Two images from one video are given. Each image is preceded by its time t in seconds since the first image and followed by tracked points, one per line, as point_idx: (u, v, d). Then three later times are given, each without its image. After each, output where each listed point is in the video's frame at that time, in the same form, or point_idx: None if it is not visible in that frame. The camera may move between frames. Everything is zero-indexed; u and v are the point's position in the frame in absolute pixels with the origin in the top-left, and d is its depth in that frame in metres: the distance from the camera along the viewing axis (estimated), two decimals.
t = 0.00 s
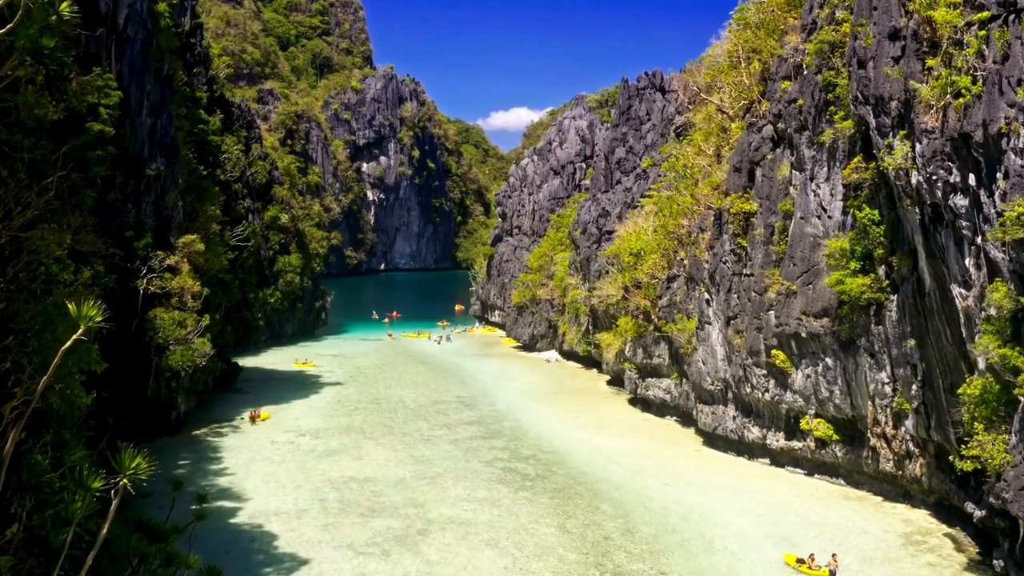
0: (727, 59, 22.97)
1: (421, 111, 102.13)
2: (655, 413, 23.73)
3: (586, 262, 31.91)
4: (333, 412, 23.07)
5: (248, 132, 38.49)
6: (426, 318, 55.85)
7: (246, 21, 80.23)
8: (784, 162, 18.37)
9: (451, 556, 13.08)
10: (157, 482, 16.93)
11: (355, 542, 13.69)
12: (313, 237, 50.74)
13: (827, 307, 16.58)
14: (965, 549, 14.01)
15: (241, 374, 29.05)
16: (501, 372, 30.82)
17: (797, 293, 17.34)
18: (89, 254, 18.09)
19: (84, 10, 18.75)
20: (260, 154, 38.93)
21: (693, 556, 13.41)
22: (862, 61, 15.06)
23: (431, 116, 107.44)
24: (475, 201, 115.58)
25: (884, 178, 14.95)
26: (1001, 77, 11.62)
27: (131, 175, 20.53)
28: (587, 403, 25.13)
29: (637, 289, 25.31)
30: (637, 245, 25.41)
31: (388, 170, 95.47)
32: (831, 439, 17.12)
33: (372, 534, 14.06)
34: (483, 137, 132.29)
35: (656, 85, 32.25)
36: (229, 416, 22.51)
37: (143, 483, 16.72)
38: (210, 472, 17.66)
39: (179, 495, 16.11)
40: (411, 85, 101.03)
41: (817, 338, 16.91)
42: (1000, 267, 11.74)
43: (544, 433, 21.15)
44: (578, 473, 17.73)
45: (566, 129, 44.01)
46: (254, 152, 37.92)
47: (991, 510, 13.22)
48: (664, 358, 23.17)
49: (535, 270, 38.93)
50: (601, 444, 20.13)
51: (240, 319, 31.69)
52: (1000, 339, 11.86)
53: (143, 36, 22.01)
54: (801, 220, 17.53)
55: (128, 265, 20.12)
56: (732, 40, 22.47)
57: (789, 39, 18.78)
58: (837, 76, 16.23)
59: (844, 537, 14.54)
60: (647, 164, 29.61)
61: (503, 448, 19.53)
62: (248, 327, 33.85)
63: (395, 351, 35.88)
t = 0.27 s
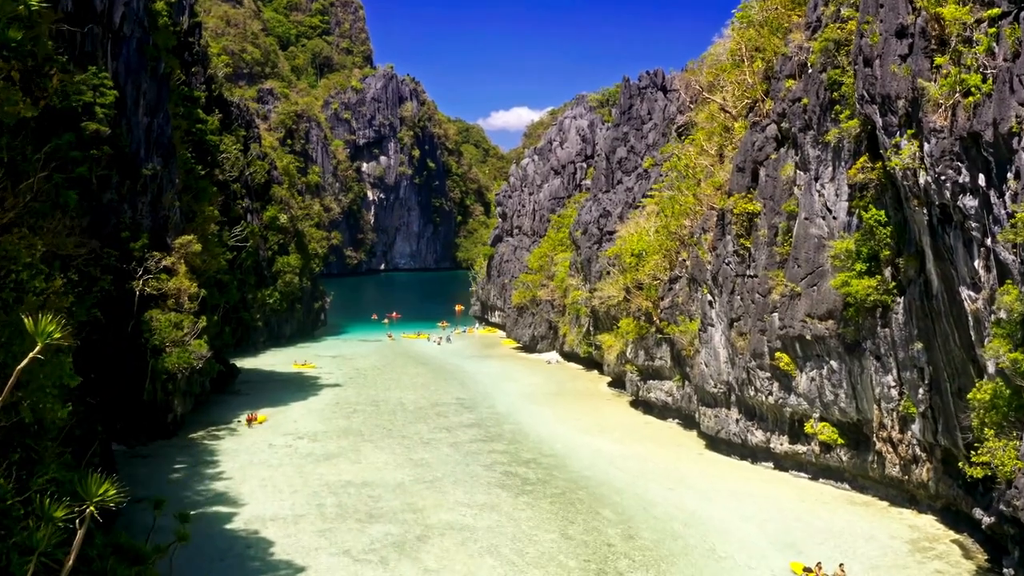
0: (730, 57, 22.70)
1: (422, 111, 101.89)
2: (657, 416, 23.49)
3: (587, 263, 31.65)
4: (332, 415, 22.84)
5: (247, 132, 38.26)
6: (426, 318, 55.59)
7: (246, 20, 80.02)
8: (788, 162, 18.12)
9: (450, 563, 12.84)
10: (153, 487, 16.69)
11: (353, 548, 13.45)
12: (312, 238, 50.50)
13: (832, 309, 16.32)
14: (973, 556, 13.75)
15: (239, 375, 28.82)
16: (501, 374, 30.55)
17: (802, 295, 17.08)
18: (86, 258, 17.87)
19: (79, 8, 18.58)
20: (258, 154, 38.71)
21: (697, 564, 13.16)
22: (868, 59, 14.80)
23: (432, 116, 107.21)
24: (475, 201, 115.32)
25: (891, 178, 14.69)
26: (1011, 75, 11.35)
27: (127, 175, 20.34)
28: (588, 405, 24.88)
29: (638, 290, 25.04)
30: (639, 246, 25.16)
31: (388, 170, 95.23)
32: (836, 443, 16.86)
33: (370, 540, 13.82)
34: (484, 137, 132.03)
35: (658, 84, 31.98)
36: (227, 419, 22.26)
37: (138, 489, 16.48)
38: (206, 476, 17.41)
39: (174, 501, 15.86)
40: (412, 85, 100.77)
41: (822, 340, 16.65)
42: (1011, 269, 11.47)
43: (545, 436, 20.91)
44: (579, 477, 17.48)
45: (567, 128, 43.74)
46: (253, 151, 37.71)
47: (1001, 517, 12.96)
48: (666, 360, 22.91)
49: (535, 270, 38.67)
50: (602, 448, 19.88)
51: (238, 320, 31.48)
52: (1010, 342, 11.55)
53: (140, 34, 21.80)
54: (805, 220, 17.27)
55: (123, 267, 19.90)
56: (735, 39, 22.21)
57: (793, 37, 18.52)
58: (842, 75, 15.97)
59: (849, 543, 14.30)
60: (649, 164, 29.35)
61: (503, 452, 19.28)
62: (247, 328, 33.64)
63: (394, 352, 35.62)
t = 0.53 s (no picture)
0: (732, 56, 22.48)
1: (421, 111, 101.71)
2: (658, 418, 23.27)
3: (587, 263, 31.43)
4: (330, 417, 22.62)
5: (246, 132, 38.05)
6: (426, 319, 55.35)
7: (245, 20, 79.80)
8: (792, 162, 17.91)
9: (449, 571, 12.65)
10: (148, 492, 16.48)
11: (350, 554, 13.25)
12: (311, 238, 50.27)
13: (836, 312, 16.10)
14: (980, 563, 13.55)
15: (237, 377, 28.59)
16: (501, 376, 30.32)
17: (806, 297, 16.87)
18: (80, 259, 17.68)
19: (76, 7, 18.42)
20: (257, 154, 38.49)
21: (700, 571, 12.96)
22: (873, 58, 14.59)
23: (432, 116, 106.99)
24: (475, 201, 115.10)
25: (896, 179, 14.48)
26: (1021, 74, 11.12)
27: (123, 175, 20.15)
28: (588, 408, 24.67)
29: (640, 291, 24.82)
30: (640, 247, 24.93)
31: (388, 170, 95.01)
32: (840, 447, 16.64)
33: (368, 546, 13.62)
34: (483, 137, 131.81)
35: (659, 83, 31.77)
36: (224, 422, 22.04)
37: (133, 494, 16.28)
38: (203, 480, 17.20)
39: (169, 507, 15.64)
40: (412, 84, 100.54)
41: (826, 343, 16.43)
42: (1019, 271, 11.25)
43: (545, 439, 20.70)
44: (580, 481, 17.27)
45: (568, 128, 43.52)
46: (252, 152, 37.50)
47: (1009, 523, 12.75)
48: (668, 362, 22.70)
49: (535, 271, 38.45)
50: (603, 451, 19.66)
51: (236, 322, 31.28)
52: (1019, 347, 11.31)
53: (137, 33, 21.61)
54: (809, 221, 17.07)
55: (120, 268, 19.70)
56: (738, 37, 22.00)
57: (797, 36, 18.31)
58: (847, 74, 15.76)
59: (854, 550, 14.09)
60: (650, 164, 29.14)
61: (503, 455, 19.07)
62: (245, 330, 33.40)
63: (393, 354, 35.40)
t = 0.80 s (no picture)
0: (735, 55, 22.23)
1: (422, 110, 101.46)
2: (660, 422, 23.03)
3: (588, 264, 31.17)
4: (328, 420, 22.38)
5: (244, 132, 37.82)
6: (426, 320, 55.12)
7: (245, 20, 79.65)
8: (796, 163, 17.67)
9: None
10: (143, 497, 16.23)
11: (347, 562, 13.03)
12: (310, 239, 50.00)
13: (841, 315, 15.85)
14: (988, 571, 13.31)
15: (235, 379, 28.33)
16: (501, 378, 30.07)
17: (810, 299, 16.62)
18: (72, 260, 17.41)
19: (71, 6, 18.21)
20: (255, 154, 38.27)
21: None
22: (879, 57, 14.34)
23: (432, 116, 106.77)
24: (475, 201, 114.85)
25: (902, 180, 14.25)
26: None
27: (119, 175, 19.92)
28: (589, 410, 24.43)
29: (641, 293, 24.58)
30: (642, 249, 24.67)
31: (388, 170, 94.76)
32: (845, 452, 16.39)
33: (365, 553, 13.39)
34: (483, 137, 131.54)
35: (660, 83, 31.54)
36: (220, 426, 21.77)
37: (128, 500, 16.04)
38: (198, 485, 16.94)
39: (164, 513, 15.39)
40: (411, 84, 100.27)
41: (831, 346, 16.17)
42: None
43: (545, 443, 20.46)
44: (581, 486, 17.03)
45: (568, 128, 43.25)
46: (250, 152, 37.24)
47: (1018, 531, 12.52)
48: (669, 365, 22.46)
49: (535, 272, 38.20)
50: (604, 455, 19.42)
51: (234, 323, 31.04)
52: None
53: (133, 32, 21.38)
54: (813, 223, 16.83)
55: (115, 270, 19.46)
56: (741, 36, 21.76)
57: (801, 35, 18.06)
58: (852, 73, 15.52)
59: (859, 558, 13.85)
60: (651, 164, 28.93)
61: (503, 459, 18.83)
62: (243, 331, 33.15)
63: (392, 355, 35.15)
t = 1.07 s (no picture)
0: (738, 56, 21.99)
1: (421, 110, 101.22)
2: (661, 426, 22.79)
3: (589, 266, 30.91)
4: (326, 424, 22.14)
5: (242, 132, 37.59)
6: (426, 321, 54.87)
7: (244, 20, 79.51)
8: (800, 164, 17.43)
9: None
10: (138, 503, 15.98)
11: (344, 572, 12.79)
12: (309, 240, 49.78)
13: (846, 319, 15.60)
14: None
15: (232, 382, 28.07)
16: (501, 380, 29.82)
17: (814, 303, 16.38)
18: (65, 263, 17.14)
19: (65, 6, 17.98)
20: (254, 154, 38.04)
21: None
22: (885, 57, 14.09)
23: (432, 116, 106.55)
24: (475, 201, 114.61)
25: (909, 182, 14.02)
26: None
27: (114, 177, 19.67)
28: (590, 414, 24.20)
29: (642, 295, 24.33)
30: (643, 251, 24.41)
31: (388, 170, 94.51)
32: (850, 458, 16.14)
33: (362, 562, 13.16)
34: (483, 137, 131.30)
35: (661, 83, 31.33)
36: (217, 430, 21.51)
37: (123, 506, 15.80)
38: (194, 491, 16.68)
39: (158, 520, 15.15)
40: (411, 84, 100.00)
41: (836, 351, 15.92)
42: None
43: (546, 447, 20.22)
44: (581, 493, 16.78)
45: (568, 128, 42.99)
46: (248, 152, 36.98)
47: None
48: (671, 368, 22.21)
49: (535, 273, 37.96)
50: (605, 460, 19.17)
51: (233, 325, 30.82)
52: None
53: (129, 31, 21.15)
54: (817, 225, 16.59)
55: (110, 272, 19.19)
56: (744, 36, 21.51)
57: (805, 34, 17.82)
58: (858, 73, 15.28)
59: (865, 567, 13.60)
60: (652, 165, 28.70)
61: (502, 465, 18.59)
62: (241, 333, 32.90)
63: (391, 357, 34.91)
